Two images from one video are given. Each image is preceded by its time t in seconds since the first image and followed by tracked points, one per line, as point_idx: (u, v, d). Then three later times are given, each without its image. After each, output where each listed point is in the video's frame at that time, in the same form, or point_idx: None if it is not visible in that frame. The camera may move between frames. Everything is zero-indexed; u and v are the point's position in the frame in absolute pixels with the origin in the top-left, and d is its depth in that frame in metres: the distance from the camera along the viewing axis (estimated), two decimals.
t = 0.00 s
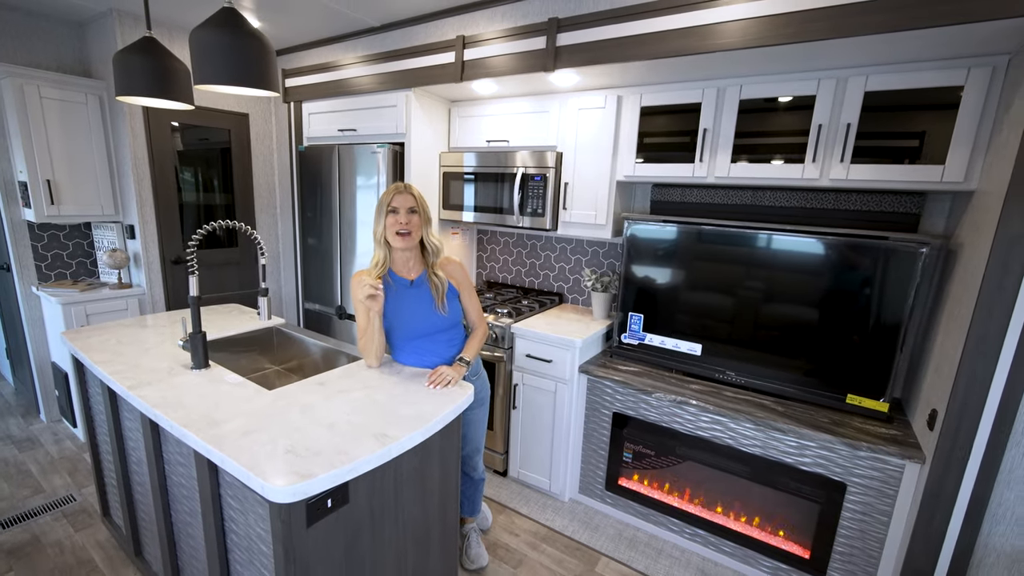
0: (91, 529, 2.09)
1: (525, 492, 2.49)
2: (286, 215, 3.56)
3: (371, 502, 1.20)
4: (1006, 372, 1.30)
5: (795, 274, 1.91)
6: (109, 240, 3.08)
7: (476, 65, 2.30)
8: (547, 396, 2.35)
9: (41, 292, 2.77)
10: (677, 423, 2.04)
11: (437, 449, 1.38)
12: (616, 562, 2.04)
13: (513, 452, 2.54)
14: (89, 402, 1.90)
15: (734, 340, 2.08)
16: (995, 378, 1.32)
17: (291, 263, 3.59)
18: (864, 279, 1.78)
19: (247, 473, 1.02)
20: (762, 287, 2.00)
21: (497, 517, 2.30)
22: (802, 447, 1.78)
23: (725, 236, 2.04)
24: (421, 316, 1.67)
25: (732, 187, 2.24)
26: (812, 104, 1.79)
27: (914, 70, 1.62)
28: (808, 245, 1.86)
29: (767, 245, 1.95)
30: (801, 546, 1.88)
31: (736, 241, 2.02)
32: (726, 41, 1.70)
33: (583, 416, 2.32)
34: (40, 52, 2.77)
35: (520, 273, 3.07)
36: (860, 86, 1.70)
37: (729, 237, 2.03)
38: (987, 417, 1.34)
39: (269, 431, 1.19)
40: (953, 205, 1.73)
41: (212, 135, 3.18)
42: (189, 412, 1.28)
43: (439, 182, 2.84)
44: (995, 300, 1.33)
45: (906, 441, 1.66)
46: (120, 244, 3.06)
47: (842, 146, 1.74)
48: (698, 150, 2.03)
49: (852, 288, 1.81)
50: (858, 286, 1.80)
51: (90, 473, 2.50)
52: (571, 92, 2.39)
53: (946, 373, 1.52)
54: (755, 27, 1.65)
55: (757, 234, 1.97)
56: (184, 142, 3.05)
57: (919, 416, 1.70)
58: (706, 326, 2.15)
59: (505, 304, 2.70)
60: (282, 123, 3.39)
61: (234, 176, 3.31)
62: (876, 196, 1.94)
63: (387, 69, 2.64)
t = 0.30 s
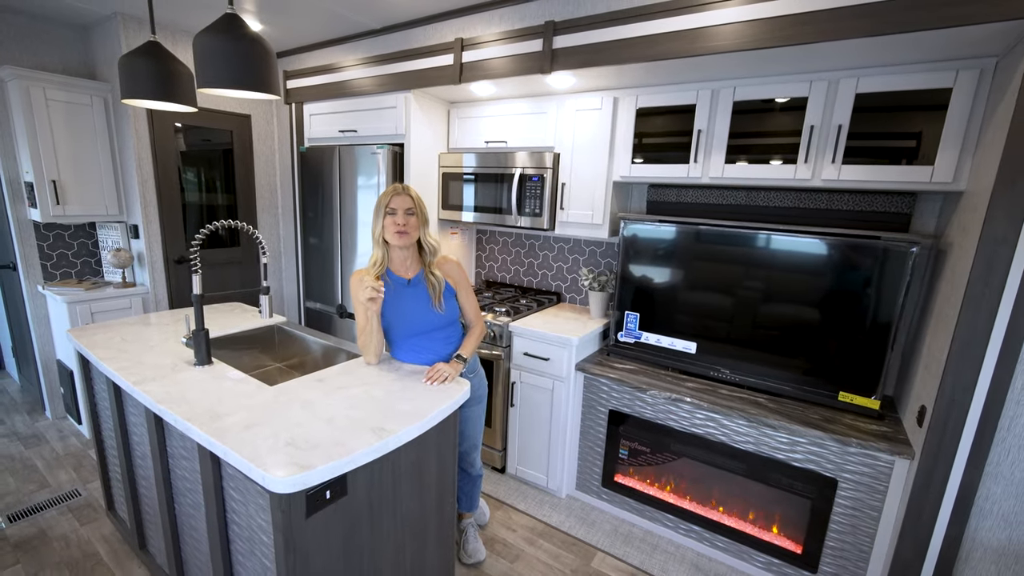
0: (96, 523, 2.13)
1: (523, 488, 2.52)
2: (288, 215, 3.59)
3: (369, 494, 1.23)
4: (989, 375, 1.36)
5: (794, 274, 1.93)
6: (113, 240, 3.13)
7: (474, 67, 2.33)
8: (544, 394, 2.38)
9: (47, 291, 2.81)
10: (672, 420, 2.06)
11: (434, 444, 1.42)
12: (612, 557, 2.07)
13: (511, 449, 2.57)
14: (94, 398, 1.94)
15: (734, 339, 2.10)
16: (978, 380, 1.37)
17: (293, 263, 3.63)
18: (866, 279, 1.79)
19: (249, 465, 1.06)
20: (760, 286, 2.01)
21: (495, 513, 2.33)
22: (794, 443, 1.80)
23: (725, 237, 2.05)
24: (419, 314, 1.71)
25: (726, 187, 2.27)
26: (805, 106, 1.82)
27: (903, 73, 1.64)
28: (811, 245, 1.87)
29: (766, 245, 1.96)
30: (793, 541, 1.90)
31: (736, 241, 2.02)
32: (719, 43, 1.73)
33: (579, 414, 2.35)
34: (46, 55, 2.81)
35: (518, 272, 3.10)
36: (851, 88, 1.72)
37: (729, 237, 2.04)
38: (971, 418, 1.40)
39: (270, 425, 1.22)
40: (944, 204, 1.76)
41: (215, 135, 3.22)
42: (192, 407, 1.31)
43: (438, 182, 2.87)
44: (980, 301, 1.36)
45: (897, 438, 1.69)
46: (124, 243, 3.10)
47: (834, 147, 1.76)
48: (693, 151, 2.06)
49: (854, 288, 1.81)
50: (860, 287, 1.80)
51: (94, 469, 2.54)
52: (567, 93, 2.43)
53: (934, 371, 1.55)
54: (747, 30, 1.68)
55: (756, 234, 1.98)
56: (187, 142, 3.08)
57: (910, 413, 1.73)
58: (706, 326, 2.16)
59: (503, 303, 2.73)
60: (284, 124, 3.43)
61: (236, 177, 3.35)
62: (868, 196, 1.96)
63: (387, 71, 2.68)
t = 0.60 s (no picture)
0: (108, 516, 2.19)
1: (524, 485, 2.56)
2: (294, 215, 3.64)
3: (372, 487, 1.27)
4: (983, 377, 1.37)
5: (798, 275, 1.93)
6: (124, 240, 3.19)
7: (478, 70, 2.37)
8: (546, 392, 2.41)
9: (60, 289, 2.87)
10: (672, 418, 2.09)
11: (435, 438, 1.45)
12: (612, 554, 2.10)
13: (513, 446, 2.60)
14: (107, 394, 1.99)
15: (736, 340, 2.11)
16: (974, 380, 1.38)
17: (300, 262, 3.69)
18: (875, 280, 1.78)
19: (256, 457, 1.10)
20: (763, 287, 2.02)
21: (497, 510, 2.37)
22: (792, 442, 1.82)
23: (728, 237, 2.06)
24: (422, 312, 1.74)
25: (727, 188, 2.29)
26: (803, 108, 1.84)
27: (901, 75, 1.66)
28: (821, 246, 1.86)
29: (770, 246, 1.97)
30: (792, 539, 1.92)
31: (741, 242, 2.03)
32: (718, 46, 1.75)
33: (580, 412, 2.38)
34: (60, 59, 2.88)
35: (521, 272, 3.14)
36: (849, 90, 1.74)
37: (733, 237, 2.05)
38: (965, 419, 1.41)
39: (277, 419, 1.26)
40: (943, 206, 1.78)
41: (223, 137, 3.27)
42: (202, 401, 1.35)
43: (442, 184, 2.91)
44: (975, 302, 1.37)
45: (894, 437, 1.70)
46: (135, 243, 3.16)
47: (832, 149, 1.78)
48: (693, 152, 2.08)
49: (862, 289, 1.80)
50: (868, 288, 1.80)
51: (106, 464, 2.60)
52: (569, 96, 2.46)
53: (930, 371, 1.56)
54: (745, 34, 1.70)
55: (761, 234, 1.99)
56: (196, 144, 3.13)
57: (907, 413, 1.74)
58: (707, 326, 2.18)
59: (506, 302, 2.77)
60: (291, 126, 3.48)
61: (244, 178, 3.41)
62: (867, 197, 1.97)
63: (392, 74, 2.72)
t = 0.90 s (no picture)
0: (121, 508, 2.24)
1: (528, 482, 2.59)
2: (303, 215, 3.70)
3: (379, 479, 1.30)
4: (983, 376, 1.38)
5: (803, 275, 1.94)
6: (137, 239, 3.26)
7: (484, 71, 2.40)
8: (550, 390, 2.44)
9: (74, 287, 2.94)
10: (674, 416, 2.11)
11: (440, 433, 1.48)
12: (615, 550, 2.12)
13: (517, 444, 2.63)
14: (121, 388, 2.04)
15: (742, 340, 2.12)
16: (973, 379, 1.40)
17: (308, 262, 3.74)
18: (883, 282, 1.78)
19: (267, 448, 1.13)
20: (770, 287, 2.03)
21: (501, 506, 2.40)
22: (793, 440, 1.83)
23: (734, 237, 2.07)
24: (427, 310, 1.78)
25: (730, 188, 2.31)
26: (805, 109, 1.85)
27: (903, 76, 1.67)
28: (828, 246, 1.87)
29: (777, 246, 1.97)
30: (793, 536, 1.94)
31: (748, 241, 2.04)
32: (721, 48, 1.77)
33: (584, 410, 2.41)
34: (76, 61, 2.94)
35: (526, 271, 3.16)
36: (851, 91, 1.75)
37: (738, 237, 2.06)
38: (964, 417, 1.42)
39: (286, 412, 1.30)
40: (945, 206, 1.79)
41: (233, 138, 3.32)
42: (214, 395, 1.40)
43: (448, 184, 2.95)
44: (975, 301, 1.38)
45: (895, 436, 1.71)
46: (147, 242, 3.23)
47: (835, 149, 1.79)
48: (696, 152, 2.10)
49: (872, 290, 1.81)
50: (876, 289, 1.80)
51: (119, 457, 2.66)
52: (574, 97, 2.48)
53: (931, 370, 1.58)
54: (748, 36, 1.72)
55: (767, 234, 1.99)
56: (206, 144, 3.19)
57: (909, 411, 1.75)
58: (710, 325, 2.20)
59: (510, 301, 2.80)
60: (300, 127, 3.53)
61: (253, 178, 3.46)
62: (869, 197, 1.99)
63: (400, 75, 2.76)
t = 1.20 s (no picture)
0: (128, 503, 2.28)
1: (529, 479, 2.61)
2: (307, 215, 3.74)
3: (380, 474, 1.33)
4: (975, 374, 1.40)
5: (804, 274, 1.95)
6: (144, 238, 3.32)
7: (485, 73, 2.43)
8: (550, 388, 2.47)
9: (83, 286, 2.99)
10: (673, 415, 2.13)
11: (440, 429, 1.51)
12: (613, 547, 2.14)
13: (518, 441, 2.66)
14: (128, 385, 2.08)
15: (743, 340, 2.14)
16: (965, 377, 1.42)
17: (312, 261, 3.78)
18: (886, 283, 1.78)
19: (271, 442, 1.17)
20: (771, 287, 2.04)
21: (502, 503, 2.42)
22: (790, 438, 1.85)
23: (734, 237, 2.09)
24: (428, 310, 1.81)
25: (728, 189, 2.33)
26: (802, 110, 1.87)
27: (899, 78, 1.69)
28: (830, 247, 1.87)
29: (778, 246, 1.98)
30: (789, 534, 1.95)
31: (749, 242, 2.05)
32: (719, 51, 1.79)
33: (584, 408, 2.43)
34: (84, 64, 2.99)
35: (527, 271, 3.19)
36: (847, 93, 1.77)
37: (738, 237, 2.08)
38: (957, 414, 1.44)
39: (290, 408, 1.33)
40: (942, 207, 1.80)
41: (238, 139, 3.36)
42: (220, 391, 1.43)
43: (450, 184, 2.98)
44: (967, 300, 1.40)
45: (890, 434, 1.73)
46: (154, 242, 3.28)
47: (831, 150, 1.81)
48: (694, 153, 2.12)
49: (874, 290, 1.80)
50: (878, 290, 1.80)
51: (127, 454, 2.70)
52: (574, 98, 2.51)
53: (925, 369, 1.59)
54: (745, 39, 1.74)
55: (769, 234, 2.00)
56: (211, 145, 3.23)
57: (904, 410, 1.77)
58: (709, 325, 2.22)
59: (511, 301, 2.83)
60: (304, 128, 3.57)
61: (258, 179, 3.50)
62: (866, 198, 2.01)
63: (402, 77, 2.79)
